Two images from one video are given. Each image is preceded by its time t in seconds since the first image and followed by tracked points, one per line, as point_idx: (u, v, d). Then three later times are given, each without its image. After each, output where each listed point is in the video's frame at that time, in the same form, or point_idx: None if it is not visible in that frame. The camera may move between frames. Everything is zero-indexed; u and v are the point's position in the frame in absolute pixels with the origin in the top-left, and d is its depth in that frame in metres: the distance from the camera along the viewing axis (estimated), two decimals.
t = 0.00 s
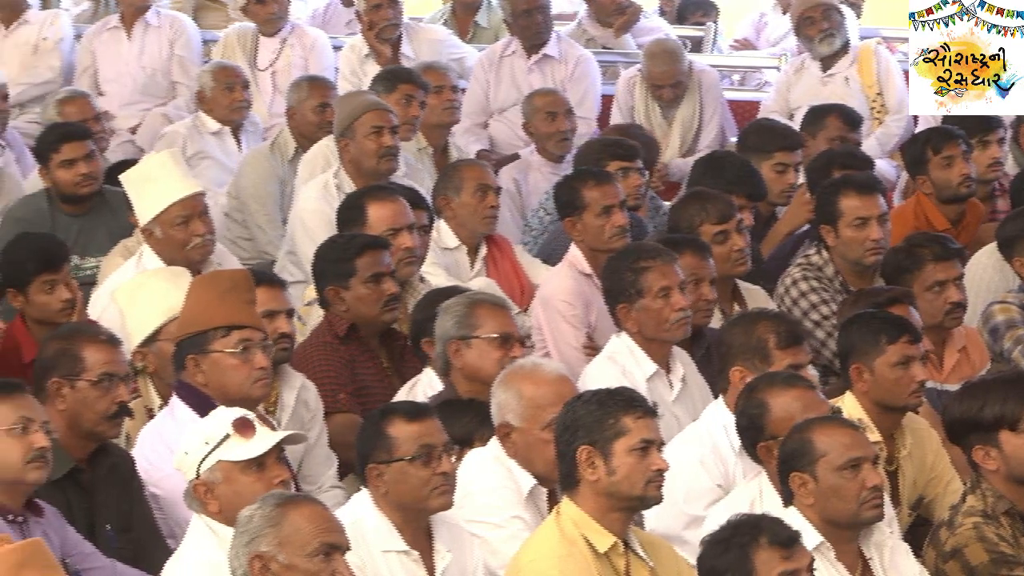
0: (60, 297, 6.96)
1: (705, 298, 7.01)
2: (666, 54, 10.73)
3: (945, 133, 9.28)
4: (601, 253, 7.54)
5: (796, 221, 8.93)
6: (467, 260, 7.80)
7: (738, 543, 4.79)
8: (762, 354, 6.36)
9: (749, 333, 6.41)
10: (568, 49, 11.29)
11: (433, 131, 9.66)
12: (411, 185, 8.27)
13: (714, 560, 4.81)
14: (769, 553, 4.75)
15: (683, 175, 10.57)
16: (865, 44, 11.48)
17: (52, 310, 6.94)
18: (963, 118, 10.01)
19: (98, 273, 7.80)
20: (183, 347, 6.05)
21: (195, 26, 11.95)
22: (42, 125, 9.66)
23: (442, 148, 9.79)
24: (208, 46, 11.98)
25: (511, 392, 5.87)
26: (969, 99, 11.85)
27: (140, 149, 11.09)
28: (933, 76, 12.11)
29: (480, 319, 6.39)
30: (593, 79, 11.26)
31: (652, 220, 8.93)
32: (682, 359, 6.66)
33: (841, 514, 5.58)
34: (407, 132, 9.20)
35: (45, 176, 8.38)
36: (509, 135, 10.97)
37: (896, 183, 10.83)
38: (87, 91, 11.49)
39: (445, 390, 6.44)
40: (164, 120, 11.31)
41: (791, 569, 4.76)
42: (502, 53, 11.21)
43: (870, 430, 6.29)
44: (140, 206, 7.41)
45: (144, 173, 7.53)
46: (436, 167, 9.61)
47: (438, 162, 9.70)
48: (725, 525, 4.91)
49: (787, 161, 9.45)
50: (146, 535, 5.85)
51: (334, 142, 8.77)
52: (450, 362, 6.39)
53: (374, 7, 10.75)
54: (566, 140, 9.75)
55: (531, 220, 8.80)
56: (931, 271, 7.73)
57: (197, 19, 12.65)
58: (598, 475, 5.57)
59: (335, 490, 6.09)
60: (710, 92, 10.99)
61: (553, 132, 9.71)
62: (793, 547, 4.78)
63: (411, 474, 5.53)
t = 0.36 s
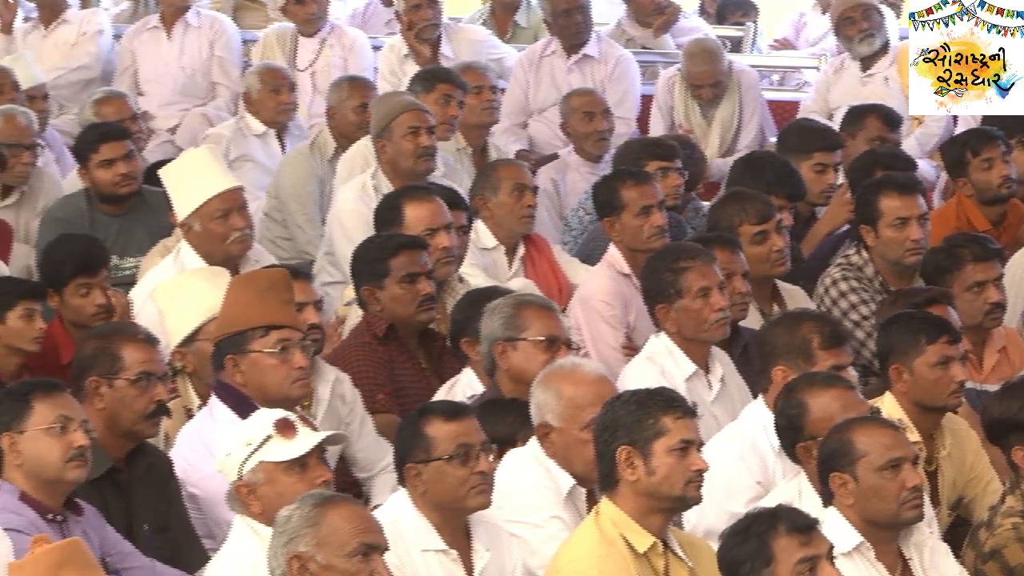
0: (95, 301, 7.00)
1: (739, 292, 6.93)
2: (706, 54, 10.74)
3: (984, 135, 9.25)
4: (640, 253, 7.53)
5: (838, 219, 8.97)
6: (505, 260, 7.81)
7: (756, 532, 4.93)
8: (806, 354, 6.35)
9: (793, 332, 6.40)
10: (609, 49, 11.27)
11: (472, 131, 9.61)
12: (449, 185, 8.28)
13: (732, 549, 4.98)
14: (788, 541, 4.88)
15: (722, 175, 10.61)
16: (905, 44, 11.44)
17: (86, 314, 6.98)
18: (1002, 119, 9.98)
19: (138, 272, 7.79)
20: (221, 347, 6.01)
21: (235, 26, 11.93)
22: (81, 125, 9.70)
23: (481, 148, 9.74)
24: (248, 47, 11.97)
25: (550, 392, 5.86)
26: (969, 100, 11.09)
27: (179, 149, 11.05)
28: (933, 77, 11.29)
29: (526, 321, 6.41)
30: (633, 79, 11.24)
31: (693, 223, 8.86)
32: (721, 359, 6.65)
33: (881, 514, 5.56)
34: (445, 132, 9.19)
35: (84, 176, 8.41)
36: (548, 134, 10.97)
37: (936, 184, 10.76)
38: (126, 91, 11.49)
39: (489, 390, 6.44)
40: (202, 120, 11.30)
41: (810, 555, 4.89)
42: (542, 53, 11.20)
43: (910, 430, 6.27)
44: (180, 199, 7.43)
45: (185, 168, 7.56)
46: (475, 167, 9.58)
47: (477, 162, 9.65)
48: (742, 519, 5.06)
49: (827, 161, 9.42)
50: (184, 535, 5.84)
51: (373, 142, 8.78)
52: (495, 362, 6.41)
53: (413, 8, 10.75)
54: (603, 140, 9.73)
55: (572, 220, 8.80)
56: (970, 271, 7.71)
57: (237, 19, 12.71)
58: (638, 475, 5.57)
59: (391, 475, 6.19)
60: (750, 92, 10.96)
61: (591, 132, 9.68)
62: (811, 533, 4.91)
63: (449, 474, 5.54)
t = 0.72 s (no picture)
0: (133, 301, 7.01)
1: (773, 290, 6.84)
2: (744, 54, 10.74)
3: (1021, 136, 9.23)
4: (676, 253, 7.52)
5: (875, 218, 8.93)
6: (540, 260, 7.82)
7: (789, 530, 4.92)
8: (855, 355, 6.33)
9: (841, 334, 6.38)
10: (645, 49, 11.19)
11: (509, 132, 9.64)
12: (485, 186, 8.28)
13: (766, 548, 4.95)
14: (820, 539, 4.87)
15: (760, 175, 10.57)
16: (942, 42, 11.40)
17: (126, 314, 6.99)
18: None
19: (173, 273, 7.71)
20: (248, 345, 5.99)
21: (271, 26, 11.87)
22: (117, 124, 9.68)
23: (518, 148, 9.74)
24: (284, 47, 11.92)
25: (587, 392, 5.85)
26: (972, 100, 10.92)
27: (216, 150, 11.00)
28: (933, 77, 10.97)
29: (554, 321, 6.38)
30: (669, 79, 11.18)
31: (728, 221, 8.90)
32: (758, 360, 6.62)
33: (919, 514, 5.54)
34: (482, 132, 9.19)
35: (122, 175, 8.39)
36: (585, 134, 10.90)
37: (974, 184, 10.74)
38: (163, 91, 11.44)
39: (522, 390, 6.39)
40: (239, 120, 11.27)
41: (843, 553, 4.87)
42: (578, 53, 11.14)
43: (948, 430, 6.24)
44: (215, 195, 7.33)
45: (220, 164, 7.45)
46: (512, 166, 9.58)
47: (514, 161, 9.65)
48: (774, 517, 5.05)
49: (864, 161, 9.42)
50: (222, 534, 5.86)
51: (409, 142, 8.78)
52: (524, 362, 6.38)
53: (451, 7, 10.79)
54: (640, 140, 9.71)
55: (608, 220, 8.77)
56: (1007, 271, 7.70)
57: (273, 18, 12.66)
58: (675, 475, 5.56)
59: (422, 483, 5.98)
60: (788, 92, 10.95)
61: (626, 132, 9.67)
62: (843, 532, 4.89)
63: (486, 474, 5.53)
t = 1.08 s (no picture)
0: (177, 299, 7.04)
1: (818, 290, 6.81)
2: (790, 54, 10.68)
3: None
4: (722, 253, 7.52)
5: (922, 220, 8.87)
6: (585, 260, 7.82)
7: (836, 536, 4.91)
8: (912, 358, 6.31)
9: (900, 335, 6.34)
10: (691, 49, 11.14)
11: (555, 131, 9.57)
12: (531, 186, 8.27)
13: (813, 553, 4.95)
14: (867, 547, 4.85)
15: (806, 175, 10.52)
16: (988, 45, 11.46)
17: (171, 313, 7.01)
18: None
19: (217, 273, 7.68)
20: (279, 344, 5.97)
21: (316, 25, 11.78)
22: (164, 124, 9.63)
23: (564, 148, 9.71)
24: (329, 46, 11.81)
25: (632, 393, 5.86)
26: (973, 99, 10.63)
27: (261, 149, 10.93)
28: (933, 76, 11.01)
29: (579, 320, 6.29)
30: (715, 79, 11.13)
31: (774, 221, 8.90)
32: (803, 359, 6.61)
33: (966, 515, 5.51)
34: (528, 132, 9.22)
35: (167, 176, 8.39)
36: (631, 134, 10.83)
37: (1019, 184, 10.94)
38: (208, 91, 11.36)
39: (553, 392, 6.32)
40: (285, 120, 11.11)
41: (890, 561, 4.86)
42: (624, 52, 11.09)
43: (994, 433, 6.26)
44: (264, 196, 7.31)
45: (269, 165, 7.46)
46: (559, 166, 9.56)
47: (560, 161, 9.63)
48: (822, 519, 5.05)
49: (909, 162, 9.46)
50: (268, 534, 5.78)
51: (454, 142, 8.69)
52: (552, 363, 6.30)
53: (496, 7, 10.71)
54: (686, 140, 9.70)
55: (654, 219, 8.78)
56: None
57: (318, 18, 12.69)
58: (720, 475, 5.56)
59: (469, 483, 6.00)
60: (834, 92, 10.93)
61: (672, 133, 9.66)
62: (891, 540, 4.88)
63: (531, 474, 5.54)
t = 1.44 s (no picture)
0: (218, 294, 7.02)
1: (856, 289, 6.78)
2: (830, 54, 10.69)
3: None
4: (763, 253, 7.51)
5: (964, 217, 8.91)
6: (626, 260, 7.82)
7: (866, 531, 4.94)
8: (953, 359, 6.32)
9: (940, 335, 6.35)
10: (731, 49, 11.10)
11: (596, 131, 9.58)
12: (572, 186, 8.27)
13: (842, 548, 4.98)
14: (898, 542, 4.89)
15: (847, 175, 10.57)
16: None
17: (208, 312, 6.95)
18: None
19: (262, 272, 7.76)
20: (327, 338, 5.96)
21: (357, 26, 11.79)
22: (204, 124, 9.64)
23: (605, 148, 9.70)
24: (371, 47, 11.84)
25: (674, 392, 5.87)
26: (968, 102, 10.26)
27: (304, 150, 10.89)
28: (934, 77, 10.48)
29: (623, 321, 6.29)
30: (758, 78, 11.06)
31: (813, 220, 8.86)
32: (844, 359, 6.60)
33: (1006, 515, 5.50)
34: (569, 132, 9.23)
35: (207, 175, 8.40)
36: (671, 134, 10.85)
37: None
38: (250, 92, 11.35)
39: (598, 391, 6.31)
40: (326, 120, 11.15)
41: (920, 556, 4.90)
42: (665, 53, 11.08)
43: None
44: (309, 197, 7.32)
45: (314, 164, 7.47)
46: (600, 166, 9.53)
47: (601, 161, 9.60)
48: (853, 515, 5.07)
49: (941, 168, 9.57)
50: (308, 534, 5.78)
51: (495, 143, 8.78)
52: (594, 362, 6.30)
53: (538, 7, 10.79)
54: (727, 139, 9.70)
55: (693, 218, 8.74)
56: None
57: (360, 18, 12.58)
58: (761, 475, 5.56)
59: (509, 483, 5.97)
60: (874, 91, 10.88)
61: (714, 133, 9.67)
62: (922, 534, 4.92)
63: (572, 474, 5.53)
